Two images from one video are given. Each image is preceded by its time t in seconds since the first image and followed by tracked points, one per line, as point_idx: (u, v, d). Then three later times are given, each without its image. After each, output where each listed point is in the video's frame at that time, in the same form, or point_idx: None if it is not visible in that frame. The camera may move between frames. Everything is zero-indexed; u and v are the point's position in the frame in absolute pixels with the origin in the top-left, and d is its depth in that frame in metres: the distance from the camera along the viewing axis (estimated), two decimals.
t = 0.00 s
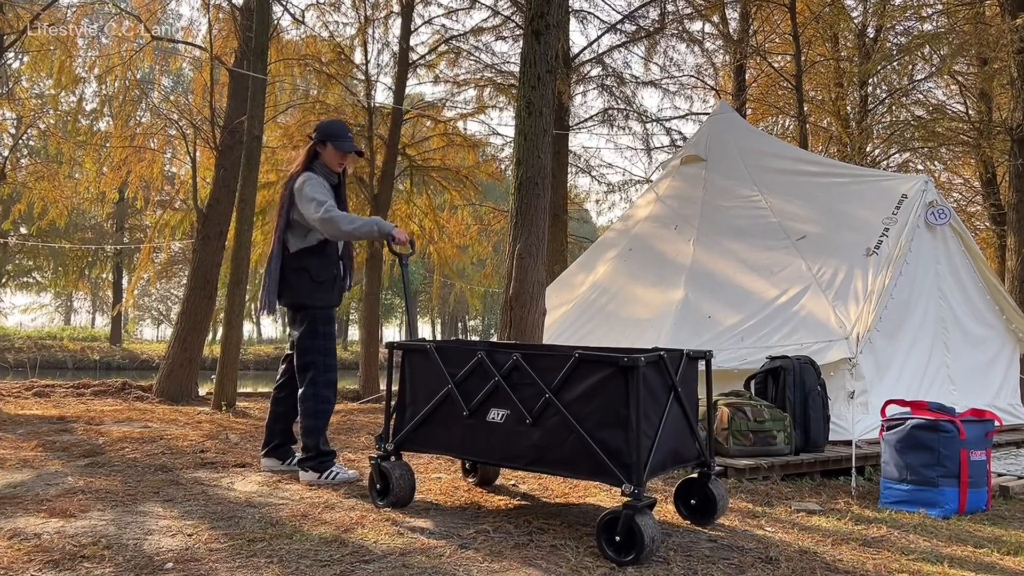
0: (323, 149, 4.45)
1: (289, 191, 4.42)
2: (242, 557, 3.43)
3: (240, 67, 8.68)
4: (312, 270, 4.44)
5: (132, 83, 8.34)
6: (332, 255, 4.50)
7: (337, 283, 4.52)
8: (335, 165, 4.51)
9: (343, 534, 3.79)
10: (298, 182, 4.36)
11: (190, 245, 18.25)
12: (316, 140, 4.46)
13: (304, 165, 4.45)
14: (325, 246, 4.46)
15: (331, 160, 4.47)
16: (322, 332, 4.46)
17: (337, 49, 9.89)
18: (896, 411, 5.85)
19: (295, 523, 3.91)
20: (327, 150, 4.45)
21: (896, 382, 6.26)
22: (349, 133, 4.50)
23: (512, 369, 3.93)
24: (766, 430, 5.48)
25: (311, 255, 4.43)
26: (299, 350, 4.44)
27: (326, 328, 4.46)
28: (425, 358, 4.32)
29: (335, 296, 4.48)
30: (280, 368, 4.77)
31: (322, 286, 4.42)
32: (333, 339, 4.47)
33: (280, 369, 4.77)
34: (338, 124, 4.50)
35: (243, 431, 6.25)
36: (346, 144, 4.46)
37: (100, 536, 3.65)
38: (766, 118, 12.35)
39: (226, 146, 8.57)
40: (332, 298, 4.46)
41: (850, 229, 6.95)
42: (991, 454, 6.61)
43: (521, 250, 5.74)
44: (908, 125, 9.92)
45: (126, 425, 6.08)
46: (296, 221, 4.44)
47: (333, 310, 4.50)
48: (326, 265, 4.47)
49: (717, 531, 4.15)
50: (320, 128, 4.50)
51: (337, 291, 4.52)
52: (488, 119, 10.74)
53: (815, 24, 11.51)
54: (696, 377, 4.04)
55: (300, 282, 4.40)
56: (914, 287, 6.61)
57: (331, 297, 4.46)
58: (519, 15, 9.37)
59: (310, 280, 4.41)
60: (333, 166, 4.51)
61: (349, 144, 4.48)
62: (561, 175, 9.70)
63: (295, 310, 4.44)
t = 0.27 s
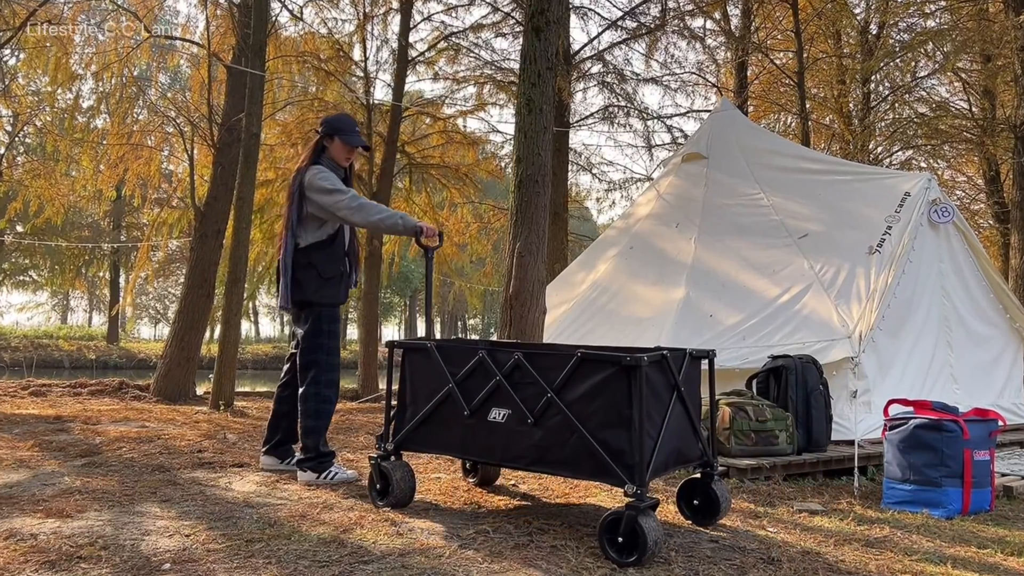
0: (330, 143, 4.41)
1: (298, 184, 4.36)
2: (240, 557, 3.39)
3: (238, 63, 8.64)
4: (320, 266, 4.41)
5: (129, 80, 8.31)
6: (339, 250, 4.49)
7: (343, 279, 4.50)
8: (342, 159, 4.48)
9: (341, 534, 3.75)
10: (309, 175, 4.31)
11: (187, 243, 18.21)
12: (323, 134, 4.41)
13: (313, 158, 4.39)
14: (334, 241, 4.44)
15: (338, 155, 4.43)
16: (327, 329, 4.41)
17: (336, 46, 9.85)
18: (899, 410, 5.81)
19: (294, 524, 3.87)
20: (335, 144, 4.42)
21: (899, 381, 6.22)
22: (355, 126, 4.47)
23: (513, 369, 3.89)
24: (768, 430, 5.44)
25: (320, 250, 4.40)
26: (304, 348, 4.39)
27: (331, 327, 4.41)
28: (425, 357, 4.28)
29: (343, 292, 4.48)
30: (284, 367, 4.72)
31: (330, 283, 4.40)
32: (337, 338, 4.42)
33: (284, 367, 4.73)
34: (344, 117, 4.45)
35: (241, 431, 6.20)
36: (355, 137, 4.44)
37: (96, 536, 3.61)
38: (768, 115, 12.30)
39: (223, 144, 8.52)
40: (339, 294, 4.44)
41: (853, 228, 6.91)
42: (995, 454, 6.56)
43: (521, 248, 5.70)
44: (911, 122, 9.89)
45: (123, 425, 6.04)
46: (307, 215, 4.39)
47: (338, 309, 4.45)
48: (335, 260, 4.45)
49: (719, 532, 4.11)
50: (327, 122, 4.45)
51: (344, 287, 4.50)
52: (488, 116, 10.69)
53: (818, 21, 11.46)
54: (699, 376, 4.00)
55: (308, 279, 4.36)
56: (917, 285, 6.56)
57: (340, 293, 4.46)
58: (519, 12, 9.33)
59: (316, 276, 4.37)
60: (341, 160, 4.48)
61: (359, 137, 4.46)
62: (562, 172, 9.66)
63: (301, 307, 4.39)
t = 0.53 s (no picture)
0: (330, 140, 4.37)
1: (296, 181, 4.32)
2: (238, 558, 3.35)
3: (236, 59, 8.59)
4: (318, 264, 4.37)
5: (126, 77, 8.28)
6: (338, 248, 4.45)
7: (342, 277, 4.47)
8: (342, 157, 4.44)
9: (339, 535, 3.71)
10: (307, 173, 4.26)
11: (185, 241, 18.16)
12: (322, 131, 4.37)
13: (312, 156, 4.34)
14: (332, 239, 4.40)
15: (338, 151, 4.39)
16: (327, 328, 4.38)
17: (334, 42, 9.84)
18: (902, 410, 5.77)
19: (292, 524, 3.83)
20: (334, 140, 4.38)
21: (902, 381, 6.18)
22: (356, 123, 4.43)
23: (513, 368, 3.85)
24: (770, 430, 5.40)
25: (318, 249, 4.36)
26: (302, 347, 4.36)
27: (329, 326, 4.37)
28: (424, 356, 4.24)
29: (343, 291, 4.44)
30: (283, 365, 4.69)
31: (329, 281, 4.35)
32: (336, 338, 4.39)
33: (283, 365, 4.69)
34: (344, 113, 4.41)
35: (239, 431, 6.16)
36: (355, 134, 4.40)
37: (93, 537, 3.57)
38: (770, 112, 12.27)
39: (221, 141, 8.47)
40: (338, 292, 4.41)
41: (855, 226, 6.87)
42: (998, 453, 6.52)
43: (521, 247, 5.67)
44: (914, 119, 9.92)
45: (120, 424, 6.00)
46: (305, 213, 4.34)
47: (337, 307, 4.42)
48: (334, 259, 4.41)
49: (721, 532, 4.07)
50: (326, 118, 4.41)
51: (343, 286, 4.47)
52: (488, 114, 10.66)
53: (820, 18, 11.42)
54: (700, 375, 3.96)
55: (306, 278, 4.32)
56: (920, 283, 6.52)
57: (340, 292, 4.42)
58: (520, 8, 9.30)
59: (314, 274, 4.33)
60: (340, 157, 4.43)
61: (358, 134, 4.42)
62: (562, 170, 9.63)
63: (300, 306, 4.35)
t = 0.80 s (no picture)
0: (322, 138, 4.33)
1: (287, 180, 4.30)
2: (236, 559, 3.31)
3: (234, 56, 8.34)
4: (311, 263, 4.34)
5: (122, 73, 8.26)
6: (331, 247, 4.41)
7: (337, 275, 4.43)
8: (334, 154, 4.40)
9: (338, 535, 3.67)
10: (298, 172, 4.24)
11: (182, 239, 18.09)
12: (314, 129, 4.33)
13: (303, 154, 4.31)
14: (325, 237, 4.37)
15: (329, 149, 4.35)
16: (321, 327, 4.34)
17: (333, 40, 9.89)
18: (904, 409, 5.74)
19: (290, 525, 3.79)
20: (326, 138, 4.34)
21: (905, 380, 6.14)
22: (348, 120, 4.39)
23: (513, 367, 3.81)
24: (773, 429, 5.36)
25: (310, 247, 4.33)
26: (296, 347, 4.31)
27: (323, 324, 4.33)
28: (423, 355, 4.20)
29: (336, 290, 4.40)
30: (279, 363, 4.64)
31: (323, 279, 4.32)
32: (331, 336, 4.35)
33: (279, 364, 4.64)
34: (336, 110, 4.38)
35: (237, 430, 6.12)
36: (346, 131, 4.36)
37: (90, 537, 3.52)
38: (772, 110, 12.23)
39: (219, 139, 8.43)
40: (332, 291, 4.37)
41: (857, 224, 6.84)
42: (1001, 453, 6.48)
43: (522, 245, 5.63)
44: (917, 117, 9.93)
45: (117, 424, 5.95)
46: (296, 212, 4.32)
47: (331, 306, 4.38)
48: (327, 257, 4.38)
49: (722, 533, 4.03)
50: (318, 115, 4.38)
51: (338, 284, 4.43)
52: (488, 111, 10.61)
53: (823, 14, 11.38)
54: (701, 375, 3.93)
55: (299, 277, 4.29)
56: (923, 282, 6.49)
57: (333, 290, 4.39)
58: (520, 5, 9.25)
59: (307, 273, 4.31)
60: (332, 155, 4.40)
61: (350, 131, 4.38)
62: (563, 168, 9.58)
63: (294, 305, 4.32)
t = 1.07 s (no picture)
0: (308, 140, 4.29)
1: (274, 182, 4.29)
2: (234, 560, 3.27)
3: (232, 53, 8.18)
4: (297, 263, 4.29)
5: (119, 70, 8.26)
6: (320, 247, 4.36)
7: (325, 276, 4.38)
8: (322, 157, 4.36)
9: (337, 536, 3.63)
10: (282, 174, 4.23)
11: (180, 238, 18.05)
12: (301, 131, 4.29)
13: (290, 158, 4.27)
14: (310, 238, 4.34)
15: (316, 151, 4.30)
16: (311, 326, 4.29)
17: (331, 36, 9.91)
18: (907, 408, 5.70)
19: (289, 525, 3.75)
20: (312, 140, 4.30)
21: (908, 379, 6.10)
22: (335, 121, 4.33)
23: (513, 366, 3.77)
24: (774, 429, 5.32)
25: (296, 248, 4.30)
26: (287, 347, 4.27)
27: (313, 324, 4.28)
28: (423, 354, 4.16)
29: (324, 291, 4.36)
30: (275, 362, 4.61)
31: (309, 279, 4.28)
32: (321, 336, 4.30)
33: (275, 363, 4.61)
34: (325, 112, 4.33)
35: (235, 430, 6.08)
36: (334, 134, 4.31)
37: (87, 538, 3.48)
38: (774, 107, 12.18)
39: (217, 136, 8.37)
40: (319, 291, 4.33)
41: (860, 223, 6.80)
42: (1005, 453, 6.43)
43: (521, 243, 5.59)
44: (920, 114, 10.03)
45: (113, 424, 5.91)
46: (282, 214, 4.30)
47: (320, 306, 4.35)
48: (314, 258, 4.33)
49: (724, 533, 4.00)
50: (306, 117, 4.33)
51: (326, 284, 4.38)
52: (488, 109, 10.56)
53: (825, 11, 11.33)
54: (702, 374, 3.89)
55: (285, 277, 4.25)
56: (926, 281, 6.44)
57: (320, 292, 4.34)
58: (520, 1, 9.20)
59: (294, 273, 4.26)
60: (320, 157, 4.35)
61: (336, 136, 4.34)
62: (563, 166, 9.54)
63: (283, 305, 4.29)
